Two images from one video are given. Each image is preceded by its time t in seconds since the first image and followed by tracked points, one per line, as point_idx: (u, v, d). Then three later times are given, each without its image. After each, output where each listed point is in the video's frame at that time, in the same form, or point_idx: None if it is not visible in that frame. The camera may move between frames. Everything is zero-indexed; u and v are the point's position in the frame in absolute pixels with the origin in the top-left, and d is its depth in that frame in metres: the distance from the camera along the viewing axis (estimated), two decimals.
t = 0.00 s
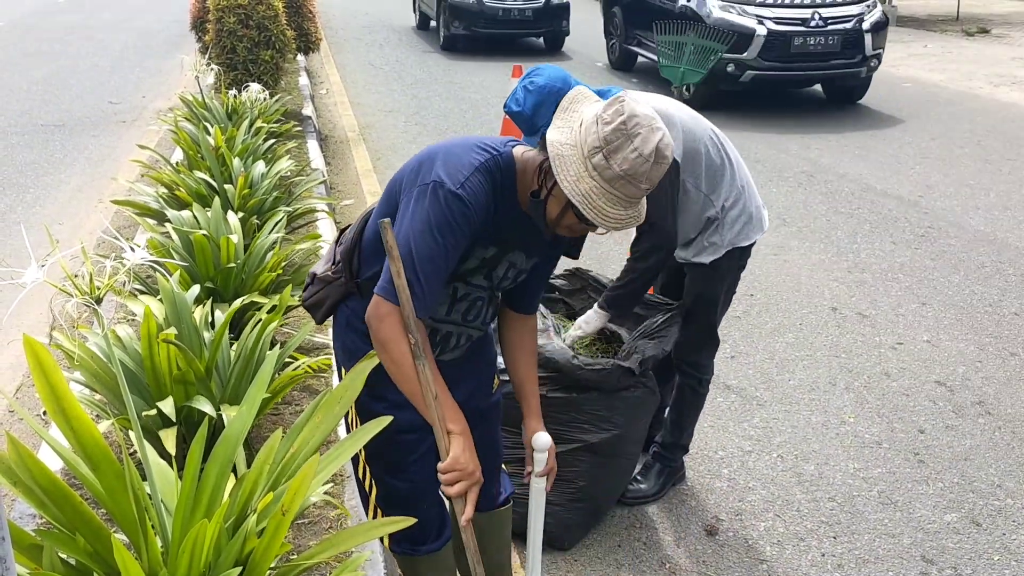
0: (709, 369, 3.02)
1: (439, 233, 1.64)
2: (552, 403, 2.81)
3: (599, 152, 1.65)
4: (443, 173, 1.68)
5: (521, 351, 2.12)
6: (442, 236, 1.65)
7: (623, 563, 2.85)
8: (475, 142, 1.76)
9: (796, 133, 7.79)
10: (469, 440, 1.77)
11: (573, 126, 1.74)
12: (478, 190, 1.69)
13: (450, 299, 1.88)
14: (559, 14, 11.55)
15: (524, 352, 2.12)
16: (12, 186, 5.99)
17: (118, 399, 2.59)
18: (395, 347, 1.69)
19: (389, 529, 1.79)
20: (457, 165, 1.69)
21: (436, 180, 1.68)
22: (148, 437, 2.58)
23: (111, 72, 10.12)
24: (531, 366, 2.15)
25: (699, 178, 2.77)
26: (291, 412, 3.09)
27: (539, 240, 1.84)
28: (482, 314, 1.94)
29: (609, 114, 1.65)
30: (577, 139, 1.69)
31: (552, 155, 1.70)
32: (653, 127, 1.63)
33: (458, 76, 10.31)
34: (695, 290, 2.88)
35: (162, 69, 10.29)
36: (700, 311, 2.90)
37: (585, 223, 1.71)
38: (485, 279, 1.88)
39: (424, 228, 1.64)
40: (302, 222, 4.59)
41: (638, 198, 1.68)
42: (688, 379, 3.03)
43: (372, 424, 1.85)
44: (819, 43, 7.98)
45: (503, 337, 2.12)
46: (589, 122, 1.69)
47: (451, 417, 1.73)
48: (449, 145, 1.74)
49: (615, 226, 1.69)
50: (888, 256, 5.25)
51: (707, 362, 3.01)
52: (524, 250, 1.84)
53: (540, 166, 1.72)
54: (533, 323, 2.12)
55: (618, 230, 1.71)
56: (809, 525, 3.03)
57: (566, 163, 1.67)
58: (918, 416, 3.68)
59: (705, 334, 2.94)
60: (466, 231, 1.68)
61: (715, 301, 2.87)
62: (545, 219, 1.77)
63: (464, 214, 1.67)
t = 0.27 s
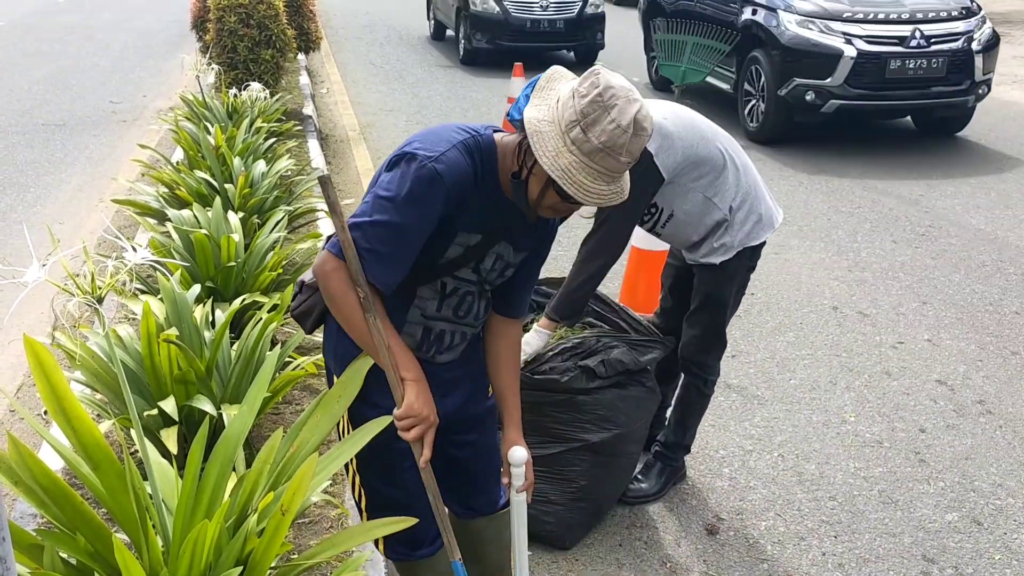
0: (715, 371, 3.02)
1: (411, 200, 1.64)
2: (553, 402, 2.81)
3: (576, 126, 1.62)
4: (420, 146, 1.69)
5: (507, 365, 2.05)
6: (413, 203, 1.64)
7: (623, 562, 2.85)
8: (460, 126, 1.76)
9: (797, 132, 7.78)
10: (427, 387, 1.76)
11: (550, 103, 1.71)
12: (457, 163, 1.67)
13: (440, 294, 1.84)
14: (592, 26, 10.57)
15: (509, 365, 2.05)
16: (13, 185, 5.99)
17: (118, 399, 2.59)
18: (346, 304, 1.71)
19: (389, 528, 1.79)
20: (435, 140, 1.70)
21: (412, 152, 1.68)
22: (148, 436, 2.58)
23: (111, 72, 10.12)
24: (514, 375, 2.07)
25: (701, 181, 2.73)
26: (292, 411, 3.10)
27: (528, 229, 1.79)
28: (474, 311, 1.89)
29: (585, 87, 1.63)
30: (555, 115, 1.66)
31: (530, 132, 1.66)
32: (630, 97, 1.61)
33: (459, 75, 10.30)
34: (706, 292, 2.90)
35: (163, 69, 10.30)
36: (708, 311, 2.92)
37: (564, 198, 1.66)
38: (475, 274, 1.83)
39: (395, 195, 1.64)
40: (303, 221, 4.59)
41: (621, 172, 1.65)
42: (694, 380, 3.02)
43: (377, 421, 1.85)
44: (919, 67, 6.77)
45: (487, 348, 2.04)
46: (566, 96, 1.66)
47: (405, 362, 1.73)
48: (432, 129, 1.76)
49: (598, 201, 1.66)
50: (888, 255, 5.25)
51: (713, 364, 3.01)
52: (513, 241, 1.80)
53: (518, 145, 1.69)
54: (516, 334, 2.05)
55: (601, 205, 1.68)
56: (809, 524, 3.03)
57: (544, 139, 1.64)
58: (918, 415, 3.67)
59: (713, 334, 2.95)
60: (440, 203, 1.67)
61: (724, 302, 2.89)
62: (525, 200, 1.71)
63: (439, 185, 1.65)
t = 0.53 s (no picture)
0: (715, 368, 3.01)
1: (398, 193, 1.62)
2: (553, 398, 2.81)
3: (548, 98, 1.62)
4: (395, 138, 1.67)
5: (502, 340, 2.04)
6: (401, 196, 1.62)
7: (624, 558, 2.85)
8: (435, 114, 1.75)
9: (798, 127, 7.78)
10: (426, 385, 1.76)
11: (519, 79, 1.71)
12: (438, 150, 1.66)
13: (438, 285, 1.84)
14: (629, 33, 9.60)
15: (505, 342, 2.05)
16: (14, 180, 5.99)
17: (119, 394, 2.59)
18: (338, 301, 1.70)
19: (392, 522, 1.79)
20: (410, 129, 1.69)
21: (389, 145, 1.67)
22: (149, 431, 2.58)
23: (111, 66, 10.11)
24: (512, 352, 2.05)
25: (702, 175, 2.73)
26: (293, 407, 3.10)
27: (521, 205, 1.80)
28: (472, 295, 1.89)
29: (552, 58, 1.62)
30: (525, 89, 1.66)
31: (501, 109, 1.65)
32: (601, 62, 1.61)
33: (459, 70, 10.27)
34: (706, 287, 2.90)
35: (163, 63, 10.29)
36: (709, 307, 2.92)
37: (542, 171, 1.66)
38: (468, 259, 1.82)
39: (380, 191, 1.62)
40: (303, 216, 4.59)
41: (597, 140, 1.65)
42: (694, 376, 3.02)
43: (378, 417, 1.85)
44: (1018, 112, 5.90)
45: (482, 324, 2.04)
46: (535, 70, 1.65)
47: (403, 362, 1.73)
48: (406, 119, 1.74)
49: (580, 171, 1.65)
50: (889, 251, 5.25)
51: (713, 361, 3.00)
52: (503, 222, 1.80)
53: (491, 123, 1.68)
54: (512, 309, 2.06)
55: (582, 176, 1.68)
56: (809, 520, 3.03)
57: (516, 115, 1.63)
58: (919, 410, 3.67)
59: (714, 330, 2.95)
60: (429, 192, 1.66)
61: (724, 298, 2.89)
62: (503, 177, 1.70)
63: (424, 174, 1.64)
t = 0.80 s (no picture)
0: (716, 361, 3.01)
1: (380, 176, 1.65)
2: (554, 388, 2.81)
3: (533, 84, 1.61)
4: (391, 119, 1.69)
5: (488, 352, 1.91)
6: (383, 179, 1.65)
7: (623, 548, 2.85)
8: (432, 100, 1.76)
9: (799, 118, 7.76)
10: (419, 376, 1.76)
11: (506, 67, 1.70)
12: (428, 133, 1.66)
13: (427, 274, 1.83)
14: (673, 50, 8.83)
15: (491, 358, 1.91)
16: (13, 170, 5.98)
17: (119, 383, 2.59)
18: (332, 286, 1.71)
19: (393, 512, 1.79)
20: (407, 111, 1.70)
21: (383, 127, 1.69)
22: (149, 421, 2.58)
23: (111, 57, 10.08)
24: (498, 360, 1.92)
25: (710, 166, 2.72)
26: (293, 397, 3.11)
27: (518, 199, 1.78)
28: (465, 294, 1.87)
29: (537, 43, 1.61)
30: (511, 76, 1.65)
31: (488, 97, 1.64)
32: (586, 47, 1.59)
33: (460, 61, 10.24)
34: (708, 280, 2.89)
35: (163, 53, 10.26)
36: (711, 300, 2.91)
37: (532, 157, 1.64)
38: (459, 253, 1.81)
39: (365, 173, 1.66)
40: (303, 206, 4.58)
41: (586, 126, 1.63)
42: (694, 368, 3.02)
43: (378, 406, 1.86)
44: None
45: (471, 340, 1.94)
46: (521, 57, 1.64)
47: (395, 352, 1.73)
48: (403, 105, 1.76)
49: (569, 158, 1.63)
50: (890, 242, 5.24)
51: (714, 354, 3.00)
52: (498, 217, 1.78)
53: (481, 110, 1.68)
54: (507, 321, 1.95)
55: (570, 164, 1.66)
56: (809, 510, 3.04)
57: (503, 103, 1.62)
58: (919, 401, 3.68)
59: (716, 323, 2.95)
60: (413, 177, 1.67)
61: (726, 291, 2.88)
62: (494, 163, 1.70)
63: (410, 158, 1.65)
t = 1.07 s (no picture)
0: (716, 352, 3.01)
1: (370, 163, 1.64)
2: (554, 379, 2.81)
3: (537, 80, 1.60)
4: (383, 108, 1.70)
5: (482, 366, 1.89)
6: (375, 167, 1.64)
7: (623, 538, 2.86)
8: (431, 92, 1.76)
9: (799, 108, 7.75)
10: (407, 359, 1.76)
11: (511, 63, 1.69)
12: (421, 122, 1.66)
13: (412, 267, 1.83)
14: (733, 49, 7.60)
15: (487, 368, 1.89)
16: (12, 160, 5.97)
17: (118, 372, 2.59)
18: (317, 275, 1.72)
19: (393, 499, 1.79)
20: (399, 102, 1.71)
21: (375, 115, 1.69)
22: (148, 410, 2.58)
23: (110, 47, 10.05)
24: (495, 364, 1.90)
25: (718, 152, 2.74)
26: (293, 387, 3.11)
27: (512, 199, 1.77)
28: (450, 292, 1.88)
29: (542, 40, 1.61)
30: (515, 73, 1.64)
31: (490, 92, 1.64)
32: (592, 48, 1.59)
33: (460, 51, 10.21)
34: (707, 272, 2.89)
35: (162, 43, 10.23)
36: (711, 292, 2.91)
37: (532, 157, 1.64)
38: (446, 249, 1.81)
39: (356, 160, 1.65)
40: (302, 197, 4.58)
41: (587, 126, 1.63)
42: (694, 360, 3.02)
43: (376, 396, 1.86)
44: None
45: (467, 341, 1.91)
46: (525, 54, 1.64)
47: (382, 336, 1.73)
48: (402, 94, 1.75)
49: (569, 158, 1.63)
50: (890, 233, 5.24)
51: (714, 346, 3.00)
52: (490, 217, 1.78)
53: (481, 108, 1.67)
54: (507, 332, 1.92)
55: (571, 163, 1.65)
56: (807, 501, 3.04)
57: (504, 99, 1.62)
58: (918, 392, 3.68)
59: (716, 315, 2.95)
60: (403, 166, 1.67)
61: (727, 283, 2.88)
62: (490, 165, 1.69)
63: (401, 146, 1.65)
